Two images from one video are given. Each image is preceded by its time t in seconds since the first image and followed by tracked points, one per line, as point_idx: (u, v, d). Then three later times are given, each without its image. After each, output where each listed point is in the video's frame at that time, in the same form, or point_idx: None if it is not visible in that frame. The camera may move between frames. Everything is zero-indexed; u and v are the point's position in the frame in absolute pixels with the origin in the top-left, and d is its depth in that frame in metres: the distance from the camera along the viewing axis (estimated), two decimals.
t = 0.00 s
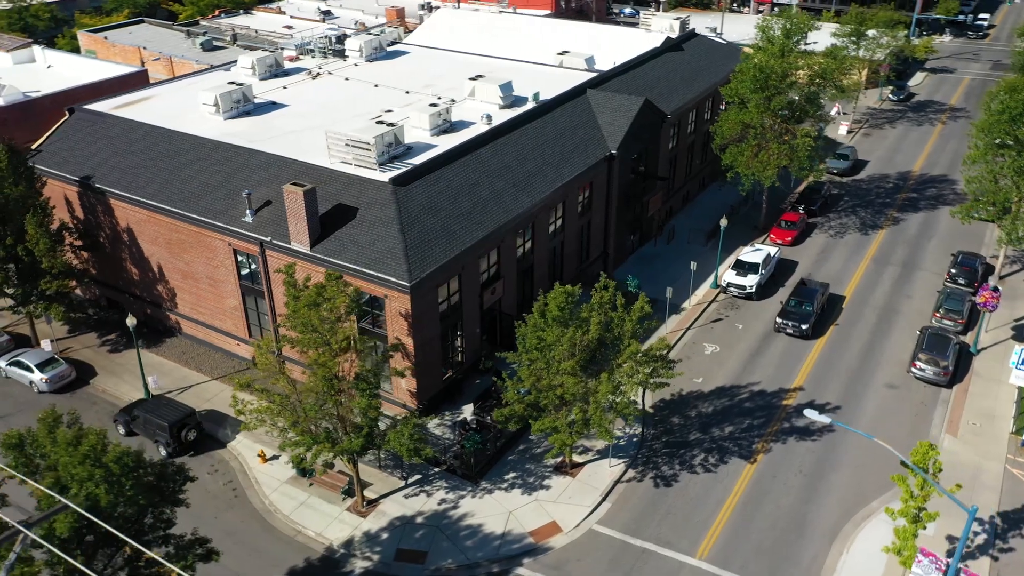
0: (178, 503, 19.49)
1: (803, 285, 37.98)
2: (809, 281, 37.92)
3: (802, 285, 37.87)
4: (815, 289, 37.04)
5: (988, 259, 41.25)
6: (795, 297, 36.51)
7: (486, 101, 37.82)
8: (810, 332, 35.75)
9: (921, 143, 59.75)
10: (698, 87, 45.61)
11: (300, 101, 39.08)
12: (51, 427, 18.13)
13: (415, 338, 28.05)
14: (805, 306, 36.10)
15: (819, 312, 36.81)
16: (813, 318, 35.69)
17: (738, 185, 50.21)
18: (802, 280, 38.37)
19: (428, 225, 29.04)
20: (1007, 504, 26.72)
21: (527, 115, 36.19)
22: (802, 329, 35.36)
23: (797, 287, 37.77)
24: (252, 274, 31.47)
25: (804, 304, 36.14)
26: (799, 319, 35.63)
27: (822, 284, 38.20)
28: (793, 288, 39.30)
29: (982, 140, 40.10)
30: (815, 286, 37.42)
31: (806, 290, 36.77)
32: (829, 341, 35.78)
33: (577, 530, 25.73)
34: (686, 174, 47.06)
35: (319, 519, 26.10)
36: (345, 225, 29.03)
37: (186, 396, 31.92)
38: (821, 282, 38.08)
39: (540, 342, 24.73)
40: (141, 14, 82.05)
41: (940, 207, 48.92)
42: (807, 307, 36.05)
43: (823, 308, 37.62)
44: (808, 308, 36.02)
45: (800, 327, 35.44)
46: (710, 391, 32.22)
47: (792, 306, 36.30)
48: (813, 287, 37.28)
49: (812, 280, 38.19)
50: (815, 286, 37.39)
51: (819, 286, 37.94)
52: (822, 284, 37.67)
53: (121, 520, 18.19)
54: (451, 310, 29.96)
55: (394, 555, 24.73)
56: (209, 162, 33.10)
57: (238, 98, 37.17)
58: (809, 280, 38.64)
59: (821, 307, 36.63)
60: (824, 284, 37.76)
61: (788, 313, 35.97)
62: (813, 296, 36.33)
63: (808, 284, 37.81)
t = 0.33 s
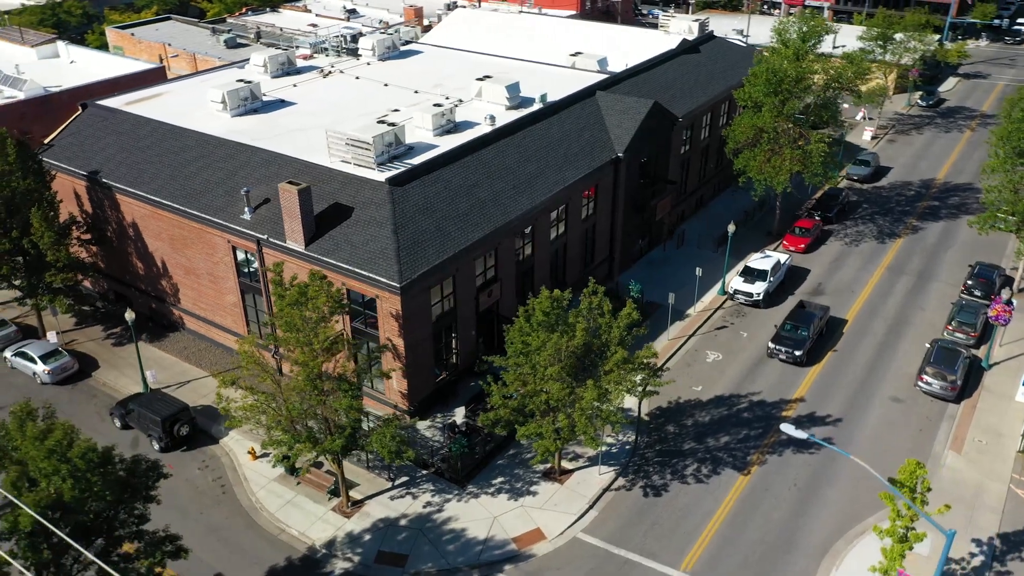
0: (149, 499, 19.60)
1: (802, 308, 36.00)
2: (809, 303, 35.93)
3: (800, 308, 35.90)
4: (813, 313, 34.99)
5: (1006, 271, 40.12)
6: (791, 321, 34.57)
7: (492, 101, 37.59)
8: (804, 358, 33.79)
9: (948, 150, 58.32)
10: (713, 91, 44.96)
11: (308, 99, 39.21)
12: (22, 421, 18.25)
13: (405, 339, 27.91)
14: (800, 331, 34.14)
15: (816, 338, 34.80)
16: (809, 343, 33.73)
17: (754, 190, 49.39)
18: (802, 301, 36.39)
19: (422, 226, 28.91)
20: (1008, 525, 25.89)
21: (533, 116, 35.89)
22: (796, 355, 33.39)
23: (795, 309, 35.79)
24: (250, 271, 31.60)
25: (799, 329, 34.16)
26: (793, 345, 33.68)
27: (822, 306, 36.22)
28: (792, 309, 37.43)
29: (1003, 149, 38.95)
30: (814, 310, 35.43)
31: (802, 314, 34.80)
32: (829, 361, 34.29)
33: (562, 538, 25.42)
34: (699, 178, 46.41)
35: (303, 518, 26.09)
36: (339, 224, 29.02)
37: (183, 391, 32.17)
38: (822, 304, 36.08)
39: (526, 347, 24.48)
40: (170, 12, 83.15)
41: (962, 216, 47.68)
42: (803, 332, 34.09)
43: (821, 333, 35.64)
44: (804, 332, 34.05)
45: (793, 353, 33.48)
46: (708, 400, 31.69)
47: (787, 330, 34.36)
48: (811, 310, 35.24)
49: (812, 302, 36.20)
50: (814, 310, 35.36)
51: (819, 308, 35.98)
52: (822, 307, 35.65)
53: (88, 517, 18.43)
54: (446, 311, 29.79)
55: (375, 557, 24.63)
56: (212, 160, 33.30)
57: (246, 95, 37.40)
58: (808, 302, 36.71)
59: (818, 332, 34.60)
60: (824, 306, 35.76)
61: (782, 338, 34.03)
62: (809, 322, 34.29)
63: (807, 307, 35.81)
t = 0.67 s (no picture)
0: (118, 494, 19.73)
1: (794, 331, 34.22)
2: (802, 327, 34.13)
3: (791, 332, 34.10)
4: (804, 338, 33.15)
5: None
6: (780, 346, 32.80)
7: (497, 102, 37.36)
8: (792, 386, 31.97)
9: (973, 158, 56.89)
10: (726, 94, 44.29)
11: (316, 98, 39.32)
12: None
13: (394, 340, 27.79)
14: (789, 357, 32.34)
15: (805, 365, 32.95)
16: (797, 370, 31.91)
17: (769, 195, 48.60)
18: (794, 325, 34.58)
19: (415, 227, 28.79)
20: (1004, 547, 25.08)
21: (536, 117, 35.60)
22: (782, 383, 31.56)
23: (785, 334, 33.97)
24: (248, 268, 31.72)
25: (787, 356, 32.36)
26: (780, 372, 31.89)
27: (816, 330, 34.46)
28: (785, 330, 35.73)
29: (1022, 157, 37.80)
30: (806, 335, 33.61)
31: (792, 339, 33.03)
32: (832, 373, 33.53)
33: (543, 544, 25.14)
34: (711, 182, 45.77)
35: (286, 517, 26.11)
36: (333, 223, 29.03)
37: (180, 386, 32.42)
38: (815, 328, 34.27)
39: (509, 351, 24.24)
40: (198, 9, 84.09)
41: (982, 226, 46.45)
42: (791, 358, 32.29)
43: (813, 359, 33.81)
44: (793, 359, 32.25)
45: (779, 380, 31.67)
46: (704, 409, 31.18)
47: (775, 356, 32.58)
48: (802, 336, 33.41)
49: (805, 326, 34.39)
50: (806, 335, 33.52)
51: (812, 332, 34.18)
52: (815, 332, 33.83)
53: (58, 511, 18.86)
54: (439, 313, 29.66)
55: (354, 558, 24.57)
56: (214, 157, 33.50)
57: (253, 93, 37.60)
58: (801, 326, 34.94)
59: (807, 359, 32.76)
60: (817, 331, 33.95)
61: (768, 364, 32.23)
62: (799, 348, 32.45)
63: (799, 331, 34.00)
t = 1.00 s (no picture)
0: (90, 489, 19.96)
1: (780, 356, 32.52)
2: (788, 352, 32.49)
3: (776, 357, 32.37)
4: (788, 365, 31.38)
5: None
6: (762, 372, 31.10)
7: (501, 103, 37.18)
8: (772, 415, 30.24)
9: (998, 166, 55.48)
10: (738, 98, 43.66)
11: (322, 96, 39.45)
12: None
13: (382, 340, 27.71)
14: (771, 384, 30.63)
15: (788, 394, 31.19)
16: (777, 398, 30.18)
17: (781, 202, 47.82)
18: (781, 348, 32.87)
19: (406, 228, 28.71)
20: (997, 568, 24.31)
21: (538, 119, 35.34)
22: (761, 413, 29.85)
23: (770, 359, 32.26)
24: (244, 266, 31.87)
25: (769, 384, 30.65)
26: (759, 400, 30.19)
27: (803, 355, 32.73)
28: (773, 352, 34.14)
29: None
30: (791, 361, 31.88)
31: (776, 365, 31.30)
32: (832, 384, 32.82)
33: (522, 551, 24.90)
34: (721, 187, 45.12)
35: (268, 514, 26.20)
36: (326, 222, 29.08)
37: (176, 381, 32.71)
38: (802, 353, 32.52)
39: (490, 355, 23.99)
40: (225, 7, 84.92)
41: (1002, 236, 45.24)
42: (773, 386, 30.58)
43: (798, 386, 32.05)
44: (774, 386, 30.53)
45: (758, 409, 29.97)
46: (697, 417, 30.74)
47: (756, 383, 30.90)
48: (787, 362, 31.65)
49: (791, 350, 32.64)
50: (791, 362, 31.76)
51: (799, 357, 32.44)
52: (800, 358, 32.07)
53: (29, 503, 19.09)
54: (429, 314, 29.55)
55: (332, 558, 24.56)
56: (215, 154, 33.74)
57: (258, 91, 37.83)
58: (789, 349, 33.25)
59: (791, 388, 31.01)
60: (803, 357, 32.18)
61: (748, 392, 30.53)
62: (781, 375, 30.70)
63: (785, 356, 32.27)
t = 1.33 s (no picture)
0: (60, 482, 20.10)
1: (757, 382, 30.95)
2: (767, 378, 30.95)
3: (753, 383, 30.79)
4: (763, 393, 29.78)
5: None
6: (735, 399, 29.58)
7: (502, 105, 37.02)
8: (742, 444, 28.67)
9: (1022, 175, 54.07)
10: (747, 102, 43.03)
11: (327, 95, 39.57)
12: None
13: (367, 340, 27.70)
14: (743, 411, 29.10)
15: (762, 422, 29.58)
16: (749, 428, 28.58)
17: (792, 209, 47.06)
18: (760, 374, 31.30)
19: (396, 228, 28.68)
20: None
21: (538, 121, 35.10)
22: (731, 442, 28.25)
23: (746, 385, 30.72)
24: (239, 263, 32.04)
25: (742, 412, 29.08)
26: (730, 428, 28.67)
27: (783, 381, 31.16)
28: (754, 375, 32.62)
29: None
30: (768, 389, 30.30)
31: (751, 393, 29.74)
32: (829, 395, 32.18)
33: (497, 556, 24.74)
34: (730, 192, 44.52)
35: (249, 511, 26.34)
36: (317, 221, 29.15)
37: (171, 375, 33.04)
38: (781, 380, 30.94)
39: (468, 358, 23.81)
40: (251, 5, 85.67)
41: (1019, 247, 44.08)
42: (745, 414, 29.01)
43: (773, 415, 30.42)
44: (747, 415, 28.98)
45: (728, 438, 28.39)
46: (688, 425, 30.31)
47: (728, 411, 29.35)
48: (763, 390, 30.06)
49: (770, 377, 31.06)
50: (768, 390, 30.18)
51: (777, 383, 30.86)
52: (778, 386, 30.49)
53: None
54: (418, 316, 29.49)
55: (307, 558, 24.60)
56: (215, 152, 34.00)
57: (262, 90, 38.00)
58: (769, 375, 31.69)
59: (764, 417, 29.39)
60: (781, 384, 30.59)
61: (718, 420, 28.97)
62: (755, 404, 29.13)
63: (764, 382, 30.76)
